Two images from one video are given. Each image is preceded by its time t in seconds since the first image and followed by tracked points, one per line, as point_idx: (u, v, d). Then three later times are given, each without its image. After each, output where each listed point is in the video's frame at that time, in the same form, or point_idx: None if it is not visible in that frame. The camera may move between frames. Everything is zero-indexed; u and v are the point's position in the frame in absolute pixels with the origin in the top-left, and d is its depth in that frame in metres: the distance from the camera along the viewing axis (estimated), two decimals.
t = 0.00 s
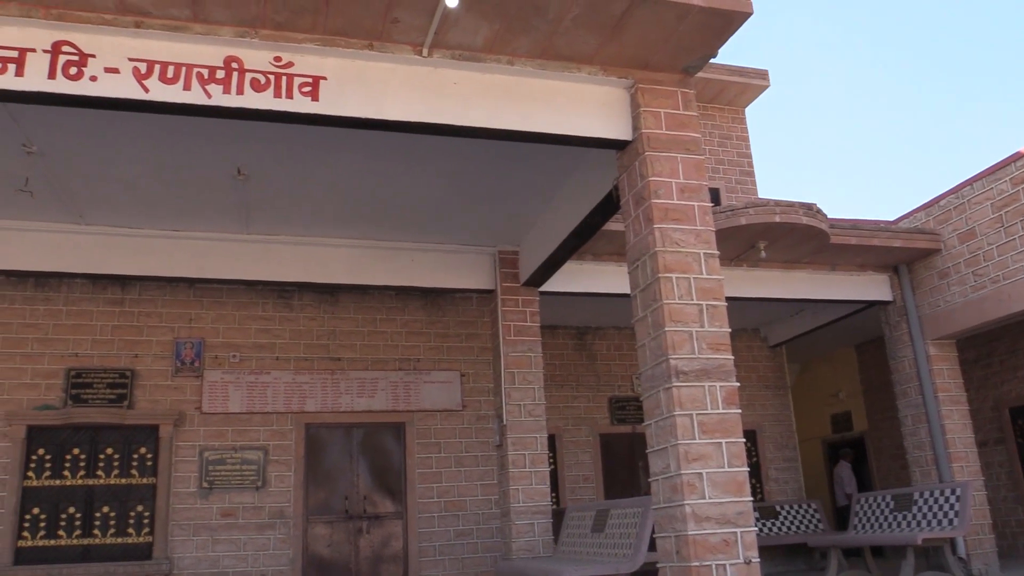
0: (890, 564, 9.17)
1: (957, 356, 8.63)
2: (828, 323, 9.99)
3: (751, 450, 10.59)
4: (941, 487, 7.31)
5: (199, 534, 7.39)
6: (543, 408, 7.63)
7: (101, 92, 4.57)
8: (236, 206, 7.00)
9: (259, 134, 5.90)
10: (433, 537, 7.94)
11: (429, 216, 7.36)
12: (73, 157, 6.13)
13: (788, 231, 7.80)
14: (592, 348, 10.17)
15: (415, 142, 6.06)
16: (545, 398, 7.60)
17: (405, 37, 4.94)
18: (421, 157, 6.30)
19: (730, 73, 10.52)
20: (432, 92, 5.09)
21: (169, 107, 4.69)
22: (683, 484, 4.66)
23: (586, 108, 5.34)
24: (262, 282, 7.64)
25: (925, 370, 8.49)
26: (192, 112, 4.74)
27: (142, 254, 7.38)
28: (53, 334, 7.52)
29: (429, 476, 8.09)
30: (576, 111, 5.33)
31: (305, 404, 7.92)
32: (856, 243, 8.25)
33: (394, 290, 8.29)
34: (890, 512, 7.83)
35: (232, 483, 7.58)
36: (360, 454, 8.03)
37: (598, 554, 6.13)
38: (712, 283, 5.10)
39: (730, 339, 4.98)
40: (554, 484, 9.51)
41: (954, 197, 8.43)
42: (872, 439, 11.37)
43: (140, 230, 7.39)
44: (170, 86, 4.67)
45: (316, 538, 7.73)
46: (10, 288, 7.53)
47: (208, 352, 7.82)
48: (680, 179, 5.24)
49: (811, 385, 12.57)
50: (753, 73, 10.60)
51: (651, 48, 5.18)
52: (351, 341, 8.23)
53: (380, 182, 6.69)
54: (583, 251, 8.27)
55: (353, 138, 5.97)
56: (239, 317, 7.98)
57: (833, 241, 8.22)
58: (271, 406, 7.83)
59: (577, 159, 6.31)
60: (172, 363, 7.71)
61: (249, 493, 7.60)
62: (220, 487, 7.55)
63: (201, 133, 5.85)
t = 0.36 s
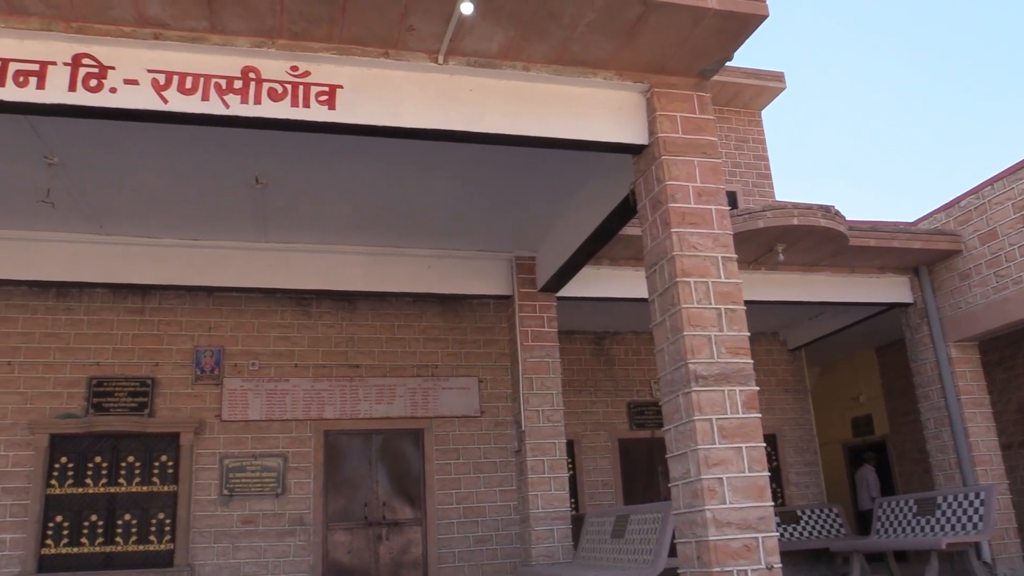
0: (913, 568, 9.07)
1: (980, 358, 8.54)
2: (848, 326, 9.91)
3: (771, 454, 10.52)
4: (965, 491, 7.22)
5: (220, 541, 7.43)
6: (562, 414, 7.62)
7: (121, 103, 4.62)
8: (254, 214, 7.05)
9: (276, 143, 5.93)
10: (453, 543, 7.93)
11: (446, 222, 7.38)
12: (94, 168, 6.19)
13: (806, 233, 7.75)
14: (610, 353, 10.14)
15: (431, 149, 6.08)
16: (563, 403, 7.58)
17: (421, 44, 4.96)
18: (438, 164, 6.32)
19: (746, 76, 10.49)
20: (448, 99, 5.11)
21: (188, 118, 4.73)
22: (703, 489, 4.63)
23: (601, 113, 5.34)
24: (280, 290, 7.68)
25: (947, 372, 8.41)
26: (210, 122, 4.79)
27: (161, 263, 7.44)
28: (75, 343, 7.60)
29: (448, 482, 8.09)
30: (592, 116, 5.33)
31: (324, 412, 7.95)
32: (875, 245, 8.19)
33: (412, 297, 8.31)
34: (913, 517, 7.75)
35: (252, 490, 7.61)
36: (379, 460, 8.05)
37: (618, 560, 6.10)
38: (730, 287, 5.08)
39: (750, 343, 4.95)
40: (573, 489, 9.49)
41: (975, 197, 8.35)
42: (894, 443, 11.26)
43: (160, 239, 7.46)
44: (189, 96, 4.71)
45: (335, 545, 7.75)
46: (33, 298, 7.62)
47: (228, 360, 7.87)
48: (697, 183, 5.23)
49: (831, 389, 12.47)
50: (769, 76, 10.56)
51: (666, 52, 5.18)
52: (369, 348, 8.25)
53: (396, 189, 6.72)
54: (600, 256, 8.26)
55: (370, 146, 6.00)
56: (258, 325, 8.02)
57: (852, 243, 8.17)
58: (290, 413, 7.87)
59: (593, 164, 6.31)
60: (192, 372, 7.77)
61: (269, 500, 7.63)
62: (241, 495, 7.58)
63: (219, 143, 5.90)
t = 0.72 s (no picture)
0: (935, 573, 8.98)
1: (1000, 359, 8.45)
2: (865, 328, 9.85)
3: (790, 458, 10.46)
4: (986, 494, 7.15)
5: (239, 549, 7.46)
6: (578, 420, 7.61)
7: (137, 115, 4.67)
8: (269, 224, 7.09)
9: (291, 152, 5.97)
10: (470, 549, 7.93)
11: (460, 229, 7.39)
12: (110, 180, 6.24)
13: (822, 236, 7.71)
14: (626, 358, 10.12)
15: (445, 156, 6.10)
16: (579, 409, 7.58)
17: (433, 52, 4.99)
18: (452, 172, 6.34)
19: (759, 78, 10.46)
20: (461, 107, 5.12)
21: (204, 129, 4.77)
22: (721, 494, 4.61)
23: (615, 118, 5.34)
24: (296, 298, 7.72)
25: (966, 374, 8.33)
26: (226, 133, 4.82)
27: (178, 273, 7.50)
28: (94, 353, 7.67)
29: (465, 489, 8.09)
30: (606, 122, 5.33)
31: (340, 419, 7.97)
32: (892, 246, 8.13)
33: (427, 304, 8.33)
34: (934, 520, 7.68)
35: (270, 498, 7.64)
36: (396, 468, 8.06)
37: (636, 566, 6.07)
38: (746, 290, 5.06)
39: (766, 347, 4.93)
40: (590, 495, 9.47)
41: (992, 197, 8.28)
42: (914, 445, 11.17)
43: (177, 249, 7.51)
44: (204, 107, 4.75)
45: (353, 552, 7.77)
46: (52, 308, 7.70)
47: (245, 369, 7.91)
48: (711, 187, 5.21)
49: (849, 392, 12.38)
50: (782, 78, 10.53)
51: (679, 56, 5.17)
52: (385, 355, 8.28)
53: (410, 197, 6.74)
54: (615, 261, 8.25)
55: (384, 154, 6.03)
56: (274, 333, 8.06)
57: (869, 245, 8.12)
58: (307, 421, 7.90)
59: (607, 170, 6.31)
60: (210, 381, 7.81)
61: (287, 508, 7.66)
62: (259, 503, 7.61)
63: (234, 153, 5.94)
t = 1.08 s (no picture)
0: None
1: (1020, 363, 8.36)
2: (883, 332, 9.78)
3: (808, 464, 10.39)
4: (1008, 500, 7.07)
5: (256, 556, 7.49)
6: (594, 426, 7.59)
7: (155, 127, 4.71)
8: (285, 233, 7.14)
9: (307, 161, 6.01)
10: (487, 557, 7.92)
11: (475, 236, 7.41)
12: (129, 190, 6.31)
13: (839, 240, 7.67)
14: (642, 364, 10.09)
15: (460, 164, 6.12)
16: (595, 415, 7.56)
17: (448, 61, 5.01)
18: (467, 179, 6.36)
19: (773, 83, 10.44)
20: (475, 115, 5.14)
21: (220, 139, 4.80)
22: (739, 501, 4.58)
23: (629, 124, 5.34)
24: (312, 306, 7.75)
25: (987, 379, 8.25)
26: (242, 143, 4.86)
27: (195, 282, 7.55)
28: (113, 362, 7.73)
29: (482, 496, 8.09)
30: (620, 128, 5.33)
31: (357, 426, 8.00)
32: (909, 250, 8.07)
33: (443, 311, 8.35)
34: (955, 527, 7.61)
35: (287, 505, 7.67)
36: (412, 475, 8.07)
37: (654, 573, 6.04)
38: (762, 296, 5.04)
39: (783, 353, 4.90)
40: (607, 502, 9.44)
41: (1011, 200, 8.21)
42: (933, 451, 11.06)
43: (194, 258, 7.57)
44: (221, 118, 4.79)
45: (370, 559, 7.78)
46: (71, 318, 7.78)
47: (262, 377, 7.96)
48: (726, 192, 5.20)
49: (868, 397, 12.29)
50: (797, 82, 10.50)
51: (693, 62, 5.17)
52: (402, 362, 8.30)
53: (425, 205, 6.77)
54: (630, 267, 8.24)
55: (400, 163, 6.05)
56: (291, 341, 8.11)
57: (886, 249, 8.06)
58: (324, 429, 7.93)
59: (622, 176, 6.31)
60: (227, 389, 7.86)
61: (304, 515, 7.68)
62: (276, 510, 7.64)
63: (250, 163, 5.99)
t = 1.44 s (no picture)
0: None
1: None
2: (902, 334, 9.70)
3: (828, 467, 10.32)
4: None
5: (276, 564, 7.52)
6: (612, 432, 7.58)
7: (171, 139, 4.75)
8: (302, 242, 7.18)
9: (322, 171, 6.04)
10: (506, 563, 7.91)
11: (490, 243, 7.42)
12: (147, 202, 6.37)
13: (856, 242, 7.62)
14: (659, 369, 10.06)
15: (474, 171, 6.13)
16: (613, 421, 7.55)
17: (461, 69, 5.03)
18: (481, 186, 6.37)
19: (787, 85, 10.41)
20: (489, 122, 5.15)
21: (236, 151, 4.84)
22: (759, 506, 4.56)
23: (643, 128, 5.34)
24: (329, 314, 7.79)
25: (1008, 380, 8.16)
26: (257, 153, 4.89)
27: (213, 293, 7.61)
28: (132, 372, 7.79)
29: (500, 502, 8.08)
30: (634, 133, 5.32)
31: (375, 434, 8.02)
32: (927, 251, 8.00)
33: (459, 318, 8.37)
34: (978, 530, 7.53)
35: (306, 514, 7.69)
36: (430, 482, 8.08)
37: None
38: (779, 299, 5.02)
39: (802, 356, 4.87)
40: (626, 508, 9.42)
41: None
42: (955, 453, 10.95)
43: (211, 268, 7.63)
44: (237, 129, 4.82)
45: (390, 567, 7.79)
46: (90, 329, 7.85)
47: (279, 386, 7.99)
48: (742, 196, 5.18)
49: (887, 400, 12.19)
50: (810, 83, 10.46)
51: (706, 66, 5.16)
52: (419, 369, 8.31)
53: (440, 213, 6.79)
54: (646, 272, 8.22)
55: (414, 171, 6.08)
56: (308, 350, 8.15)
57: (903, 250, 8.01)
58: (342, 437, 7.96)
59: (637, 180, 6.30)
60: (246, 398, 7.90)
61: (323, 523, 7.70)
62: (295, 519, 7.67)
63: (266, 173, 6.03)
